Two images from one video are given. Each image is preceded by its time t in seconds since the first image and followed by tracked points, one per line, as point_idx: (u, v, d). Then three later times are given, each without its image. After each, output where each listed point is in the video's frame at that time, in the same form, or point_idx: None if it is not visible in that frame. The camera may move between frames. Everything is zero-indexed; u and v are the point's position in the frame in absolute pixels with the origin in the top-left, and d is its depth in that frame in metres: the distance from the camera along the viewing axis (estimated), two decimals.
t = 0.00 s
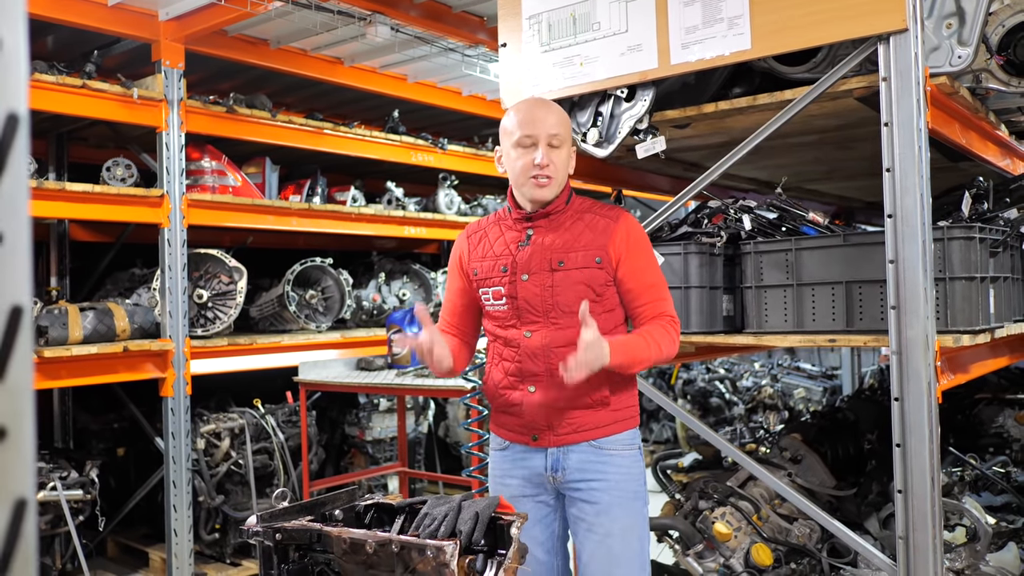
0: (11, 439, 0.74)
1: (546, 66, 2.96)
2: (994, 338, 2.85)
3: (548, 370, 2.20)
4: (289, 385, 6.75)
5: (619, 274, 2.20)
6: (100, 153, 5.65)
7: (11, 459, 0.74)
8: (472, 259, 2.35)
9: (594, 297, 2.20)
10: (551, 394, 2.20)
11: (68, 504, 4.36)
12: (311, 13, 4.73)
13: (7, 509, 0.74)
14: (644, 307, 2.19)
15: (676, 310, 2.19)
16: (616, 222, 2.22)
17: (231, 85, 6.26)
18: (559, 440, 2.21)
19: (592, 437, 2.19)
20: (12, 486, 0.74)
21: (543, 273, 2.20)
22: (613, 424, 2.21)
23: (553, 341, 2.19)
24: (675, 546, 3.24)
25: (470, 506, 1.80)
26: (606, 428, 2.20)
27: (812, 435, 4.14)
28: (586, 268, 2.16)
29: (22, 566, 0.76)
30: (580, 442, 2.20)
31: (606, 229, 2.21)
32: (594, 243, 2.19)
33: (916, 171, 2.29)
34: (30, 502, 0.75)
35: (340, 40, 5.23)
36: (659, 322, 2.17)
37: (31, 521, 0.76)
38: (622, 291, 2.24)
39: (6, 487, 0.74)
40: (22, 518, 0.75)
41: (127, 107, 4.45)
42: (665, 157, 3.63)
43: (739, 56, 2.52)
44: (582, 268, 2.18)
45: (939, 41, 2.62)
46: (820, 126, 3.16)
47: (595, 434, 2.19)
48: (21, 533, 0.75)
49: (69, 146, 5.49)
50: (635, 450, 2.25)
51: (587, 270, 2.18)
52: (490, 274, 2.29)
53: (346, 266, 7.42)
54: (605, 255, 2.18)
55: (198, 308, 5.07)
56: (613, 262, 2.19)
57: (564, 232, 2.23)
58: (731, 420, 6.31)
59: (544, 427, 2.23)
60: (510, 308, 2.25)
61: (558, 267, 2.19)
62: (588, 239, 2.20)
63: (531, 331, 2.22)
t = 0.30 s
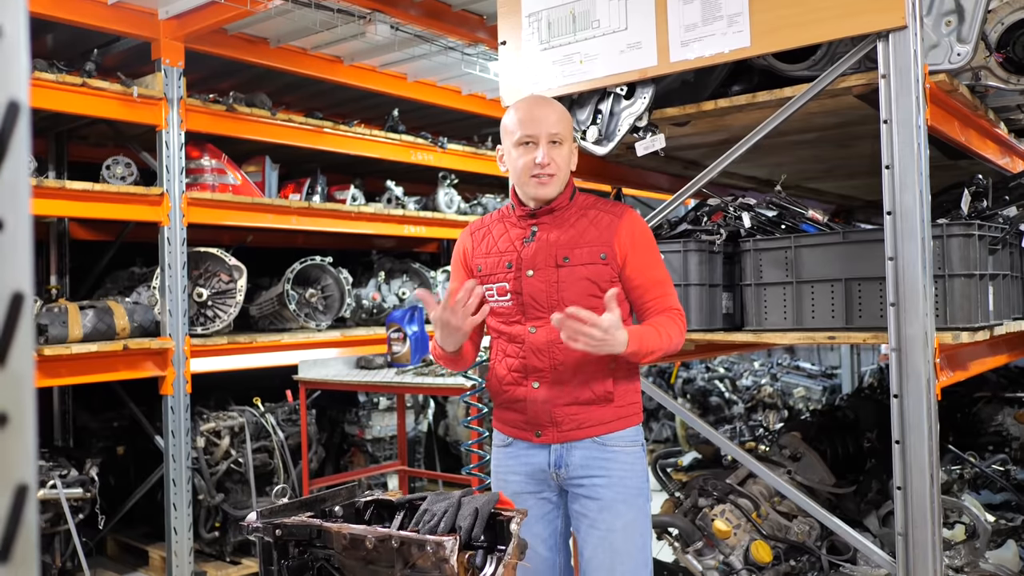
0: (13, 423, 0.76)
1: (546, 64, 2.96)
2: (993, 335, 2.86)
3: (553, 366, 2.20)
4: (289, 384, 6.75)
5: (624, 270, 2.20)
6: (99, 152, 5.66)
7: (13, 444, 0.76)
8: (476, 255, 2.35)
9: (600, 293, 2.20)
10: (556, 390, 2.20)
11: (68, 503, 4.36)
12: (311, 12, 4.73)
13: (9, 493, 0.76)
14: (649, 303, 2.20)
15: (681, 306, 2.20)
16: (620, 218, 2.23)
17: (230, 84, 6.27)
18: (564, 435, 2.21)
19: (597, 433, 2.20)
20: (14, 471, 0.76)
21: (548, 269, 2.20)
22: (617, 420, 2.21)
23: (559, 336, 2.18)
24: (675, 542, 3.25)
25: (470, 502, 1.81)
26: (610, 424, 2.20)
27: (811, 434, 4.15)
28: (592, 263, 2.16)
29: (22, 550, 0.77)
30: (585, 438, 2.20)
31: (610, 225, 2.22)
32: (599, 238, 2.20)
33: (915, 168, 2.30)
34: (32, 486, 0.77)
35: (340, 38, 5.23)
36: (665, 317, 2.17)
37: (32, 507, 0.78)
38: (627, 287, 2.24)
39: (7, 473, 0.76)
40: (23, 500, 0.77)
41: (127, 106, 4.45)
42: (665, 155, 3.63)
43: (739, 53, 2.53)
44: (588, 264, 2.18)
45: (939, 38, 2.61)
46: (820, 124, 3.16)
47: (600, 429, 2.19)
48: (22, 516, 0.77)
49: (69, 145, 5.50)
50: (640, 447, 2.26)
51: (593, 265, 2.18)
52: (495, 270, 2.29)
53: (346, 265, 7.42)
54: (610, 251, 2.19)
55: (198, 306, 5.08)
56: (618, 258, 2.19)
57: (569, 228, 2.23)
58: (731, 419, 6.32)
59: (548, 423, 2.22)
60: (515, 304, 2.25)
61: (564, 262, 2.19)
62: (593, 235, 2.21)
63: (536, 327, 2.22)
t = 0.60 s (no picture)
0: (34, 403, 0.66)
1: (547, 60, 2.96)
2: (992, 331, 2.87)
3: (563, 363, 2.20)
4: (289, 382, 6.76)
5: (633, 268, 2.23)
6: (99, 149, 5.66)
7: (36, 422, 0.66)
8: (484, 251, 2.34)
9: (610, 291, 2.21)
10: (566, 387, 2.20)
11: (69, 501, 4.36)
12: (311, 9, 4.72)
13: (30, 473, 0.66)
14: (657, 301, 2.23)
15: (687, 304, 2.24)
16: (629, 217, 2.24)
17: (230, 81, 6.27)
18: (573, 431, 2.22)
19: (606, 428, 2.22)
20: (34, 448, 0.65)
21: (559, 267, 2.21)
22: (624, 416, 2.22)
23: (570, 334, 2.19)
24: (675, 539, 3.29)
25: (473, 495, 1.81)
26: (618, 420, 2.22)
27: (811, 430, 4.17)
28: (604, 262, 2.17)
29: (45, 530, 0.67)
30: (594, 434, 2.22)
31: (619, 223, 2.23)
32: (609, 237, 2.21)
33: (916, 164, 2.31)
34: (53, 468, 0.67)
35: (340, 35, 5.23)
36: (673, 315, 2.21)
37: (53, 489, 0.68)
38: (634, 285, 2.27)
39: (28, 448, 0.66)
40: (46, 479, 0.67)
41: (127, 103, 4.46)
42: (665, 152, 3.64)
43: (740, 50, 2.53)
44: (598, 262, 2.20)
45: (939, 35, 2.61)
46: (820, 121, 3.17)
47: (607, 425, 2.22)
48: (43, 505, 0.66)
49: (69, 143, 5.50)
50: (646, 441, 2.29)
51: (603, 264, 2.20)
52: (504, 267, 2.28)
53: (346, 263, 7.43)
54: (620, 249, 2.21)
55: (198, 304, 5.08)
56: (627, 256, 2.21)
57: (578, 225, 2.23)
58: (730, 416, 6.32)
59: (557, 420, 2.23)
60: (525, 302, 2.25)
61: (574, 261, 2.20)
62: (603, 233, 2.22)
63: (546, 325, 2.22)
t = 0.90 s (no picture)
0: (53, 401, 0.80)
1: (546, 60, 2.97)
2: (991, 331, 2.88)
3: (574, 364, 2.21)
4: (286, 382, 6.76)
5: (646, 268, 2.22)
6: (96, 149, 5.65)
7: (53, 422, 0.80)
8: (496, 250, 2.35)
9: (622, 292, 2.21)
10: (576, 387, 2.20)
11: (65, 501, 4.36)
12: (310, 9, 4.72)
13: (49, 471, 0.80)
14: (670, 302, 2.23)
15: (700, 304, 2.24)
16: (643, 216, 2.24)
17: (227, 80, 6.27)
18: (583, 433, 2.22)
19: (616, 430, 2.22)
20: (52, 450, 0.80)
21: (571, 267, 2.21)
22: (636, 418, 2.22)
23: (581, 334, 2.19)
24: (674, 538, 3.31)
25: (474, 495, 1.82)
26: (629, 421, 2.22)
27: (808, 430, 4.13)
28: (616, 262, 2.17)
29: (59, 531, 0.81)
30: (604, 435, 2.22)
31: (633, 222, 2.23)
32: (622, 237, 2.21)
33: (915, 164, 2.31)
34: (69, 466, 0.82)
35: (339, 35, 5.23)
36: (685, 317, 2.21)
37: (69, 485, 0.82)
38: (647, 286, 2.26)
39: (47, 450, 0.80)
40: (62, 481, 0.81)
41: (125, 103, 4.45)
42: (664, 152, 3.65)
43: (740, 50, 2.54)
44: (610, 263, 2.20)
45: (938, 36, 2.62)
46: (819, 121, 3.18)
47: (618, 427, 2.21)
48: (60, 493, 0.81)
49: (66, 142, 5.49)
50: (657, 444, 2.27)
51: (616, 264, 2.19)
52: (516, 266, 2.29)
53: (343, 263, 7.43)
54: (633, 250, 2.20)
55: (195, 304, 5.08)
56: (640, 256, 2.21)
57: (591, 224, 2.23)
58: (727, 416, 6.33)
59: (567, 420, 2.23)
60: (536, 301, 2.25)
61: (586, 261, 2.20)
62: (616, 233, 2.22)
63: (557, 325, 2.23)
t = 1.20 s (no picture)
0: (60, 401, 0.80)
1: (542, 61, 2.97)
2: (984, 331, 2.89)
3: (584, 365, 2.21)
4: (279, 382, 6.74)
5: (658, 269, 2.22)
6: (89, 149, 5.62)
7: (59, 422, 0.80)
8: (508, 248, 2.37)
9: (633, 293, 2.21)
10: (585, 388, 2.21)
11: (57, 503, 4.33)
12: (304, 8, 4.71)
13: (57, 472, 0.80)
14: (683, 304, 2.22)
15: (713, 306, 2.23)
16: (657, 216, 2.23)
17: (220, 80, 6.25)
18: (592, 434, 2.22)
19: (624, 433, 2.21)
20: (58, 450, 0.79)
21: (581, 267, 2.22)
22: (645, 421, 2.21)
23: (590, 335, 2.19)
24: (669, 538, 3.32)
25: (472, 495, 1.82)
26: (639, 424, 2.21)
27: (802, 430, 4.19)
28: (627, 262, 2.17)
29: (67, 533, 0.81)
30: (614, 437, 2.21)
31: (646, 222, 2.22)
32: (634, 237, 2.21)
33: (910, 165, 2.32)
34: (77, 466, 0.82)
35: (333, 35, 5.23)
36: (696, 319, 2.21)
37: (76, 485, 0.82)
38: (660, 287, 2.26)
39: (54, 450, 0.80)
40: (69, 482, 0.81)
41: (118, 103, 4.43)
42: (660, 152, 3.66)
43: (735, 51, 2.54)
44: (622, 263, 2.19)
45: (932, 37, 2.63)
46: (813, 122, 3.19)
47: (627, 430, 2.20)
48: (67, 493, 0.81)
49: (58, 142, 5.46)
50: (668, 447, 2.26)
51: (627, 264, 2.19)
52: (527, 265, 2.30)
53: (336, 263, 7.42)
54: (646, 250, 2.20)
55: (189, 304, 5.06)
56: (653, 257, 2.20)
57: (604, 223, 2.24)
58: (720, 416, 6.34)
59: (576, 421, 2.24)
60: (546, 301, 2.26)
61: (597, 261, 2.21)
62: (628, 233, 2.21)
63: (567, 325, 2.23)
